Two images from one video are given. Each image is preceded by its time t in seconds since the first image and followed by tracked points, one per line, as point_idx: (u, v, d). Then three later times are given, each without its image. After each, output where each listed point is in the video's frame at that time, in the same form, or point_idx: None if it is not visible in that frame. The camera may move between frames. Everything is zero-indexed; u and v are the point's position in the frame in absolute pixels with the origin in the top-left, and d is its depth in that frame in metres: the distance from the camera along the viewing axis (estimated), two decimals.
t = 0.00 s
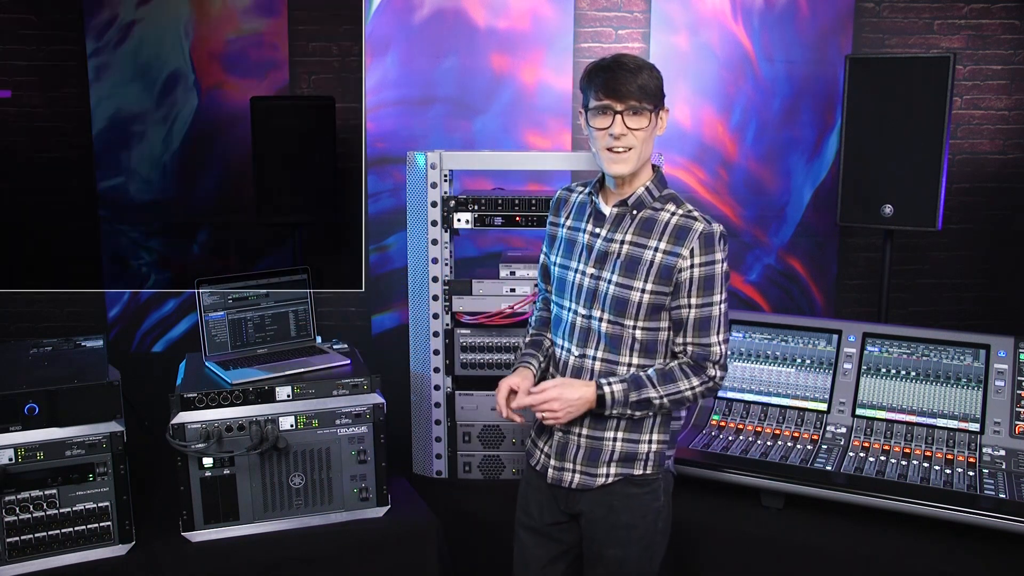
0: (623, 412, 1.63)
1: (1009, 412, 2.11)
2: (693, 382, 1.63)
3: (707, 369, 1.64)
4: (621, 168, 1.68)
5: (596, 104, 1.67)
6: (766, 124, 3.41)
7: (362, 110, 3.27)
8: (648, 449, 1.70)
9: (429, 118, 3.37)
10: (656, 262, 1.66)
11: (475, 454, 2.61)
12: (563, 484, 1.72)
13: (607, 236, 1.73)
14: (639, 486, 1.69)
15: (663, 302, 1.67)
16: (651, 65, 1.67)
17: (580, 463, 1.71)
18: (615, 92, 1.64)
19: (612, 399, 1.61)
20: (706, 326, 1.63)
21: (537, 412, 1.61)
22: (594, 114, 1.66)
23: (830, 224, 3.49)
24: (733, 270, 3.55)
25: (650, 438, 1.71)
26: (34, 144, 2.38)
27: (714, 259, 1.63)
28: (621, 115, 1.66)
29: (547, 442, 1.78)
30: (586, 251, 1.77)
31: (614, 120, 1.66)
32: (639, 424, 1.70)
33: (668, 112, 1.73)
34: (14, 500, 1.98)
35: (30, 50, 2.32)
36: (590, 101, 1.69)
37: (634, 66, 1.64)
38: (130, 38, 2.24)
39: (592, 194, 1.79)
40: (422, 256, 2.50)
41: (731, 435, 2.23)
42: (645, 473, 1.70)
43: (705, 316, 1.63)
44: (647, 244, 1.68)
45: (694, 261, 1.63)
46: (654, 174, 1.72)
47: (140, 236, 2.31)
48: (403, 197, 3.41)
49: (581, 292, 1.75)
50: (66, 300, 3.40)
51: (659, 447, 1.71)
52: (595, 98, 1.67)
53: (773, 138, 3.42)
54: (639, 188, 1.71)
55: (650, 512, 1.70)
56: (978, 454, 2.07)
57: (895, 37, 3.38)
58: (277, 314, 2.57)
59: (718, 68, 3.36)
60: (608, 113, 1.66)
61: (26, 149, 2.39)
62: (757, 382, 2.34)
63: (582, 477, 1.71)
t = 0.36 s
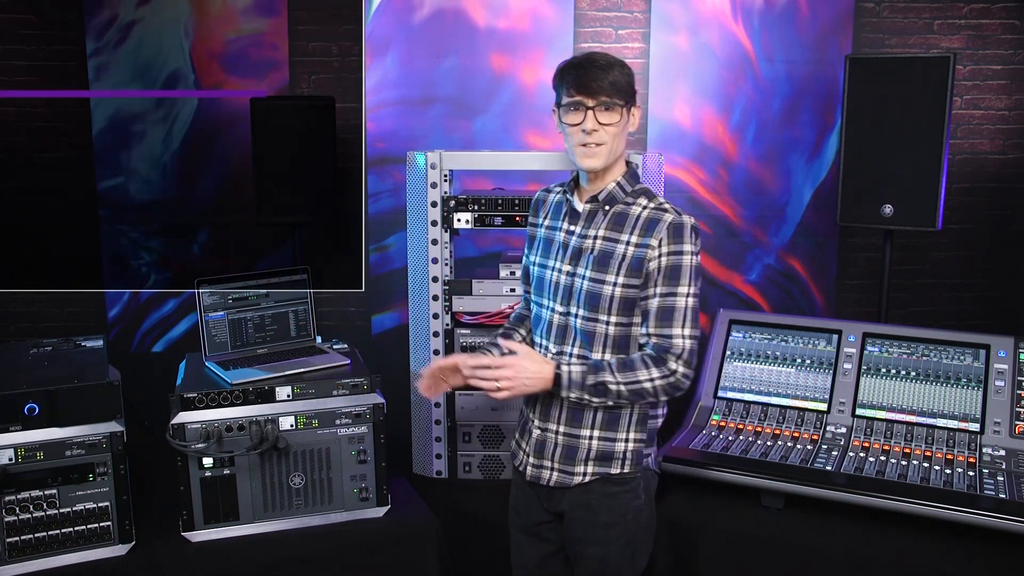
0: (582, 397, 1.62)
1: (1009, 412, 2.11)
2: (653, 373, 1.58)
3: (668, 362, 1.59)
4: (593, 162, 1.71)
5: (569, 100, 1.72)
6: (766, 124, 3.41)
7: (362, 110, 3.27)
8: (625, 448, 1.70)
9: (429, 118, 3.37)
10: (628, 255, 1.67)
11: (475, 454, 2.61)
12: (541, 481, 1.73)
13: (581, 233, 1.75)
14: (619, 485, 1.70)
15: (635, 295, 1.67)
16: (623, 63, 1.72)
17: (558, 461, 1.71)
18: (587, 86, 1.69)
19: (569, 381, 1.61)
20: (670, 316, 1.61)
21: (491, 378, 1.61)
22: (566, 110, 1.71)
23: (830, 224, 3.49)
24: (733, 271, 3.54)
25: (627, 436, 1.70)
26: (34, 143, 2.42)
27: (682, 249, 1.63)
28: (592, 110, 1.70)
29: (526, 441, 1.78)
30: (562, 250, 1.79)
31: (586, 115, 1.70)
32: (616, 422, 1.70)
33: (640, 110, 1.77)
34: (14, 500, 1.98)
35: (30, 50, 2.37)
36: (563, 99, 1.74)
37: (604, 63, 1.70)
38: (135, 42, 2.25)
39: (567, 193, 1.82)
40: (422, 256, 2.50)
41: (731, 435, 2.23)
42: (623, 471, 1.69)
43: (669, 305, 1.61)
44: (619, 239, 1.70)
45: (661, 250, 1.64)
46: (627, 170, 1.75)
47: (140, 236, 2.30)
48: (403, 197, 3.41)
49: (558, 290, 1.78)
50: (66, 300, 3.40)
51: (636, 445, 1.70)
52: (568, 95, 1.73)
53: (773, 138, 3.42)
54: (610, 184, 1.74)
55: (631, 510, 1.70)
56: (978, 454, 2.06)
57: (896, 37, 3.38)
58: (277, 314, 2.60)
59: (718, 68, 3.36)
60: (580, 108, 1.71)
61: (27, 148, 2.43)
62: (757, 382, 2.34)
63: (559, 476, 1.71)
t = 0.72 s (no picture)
0: (506, 361, 1.60)
1: (1009, 412, 2.11)
2: (577, 358, 1.58)
3: (592, 351, 1.59)
4: (548, 165, 1.72)
5: (519, 104, 1.71)
6: (766, 124, 3.41)
7: (362, 111, 3.27)
8: (604, 445, 1.69)
9: (429, 118, 3.37)
10: (581, 254, 1.66)
11: (475, 454, 2.60)
12: (528, 483, 1.72)
13: (541, 235, 1.74)
14: (598, 483, 1.70)
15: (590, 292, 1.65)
16: (570, 64, 1.71)
17: (541, 462, 1.71)
18: (536, 91, 1.69)
19: (499, 342, 1.59)
20: (604, 307, 1.59)
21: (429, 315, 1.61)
22: (516, 114, 1.71)
23: (830, 224, 3.49)
24: (733, 270, 3.54)
25: (605, 433, 1.70)
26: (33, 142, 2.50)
27: (626, 243, 1.61)
28: (542, 112, 1.70)
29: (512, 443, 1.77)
30: (528, 253, 1.78)
31: (537, 118, 1.70)
32: (592, 419, 1.69)
33: (591, 108, 1.77)
34: (14, 500, 1.98)
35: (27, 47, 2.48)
36: (513, 102, 1.73)
37: (551, 65, 1.69)
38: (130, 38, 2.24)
39: (526, 198, 1.82)
40: (422, 256, 2.49)
41: (731, 435, 2.22)
42: (603, 468, 1.69)
43: (605, 297, 1.60)
44: (574, 238, 1.68)
45: (605, 243, 1.63)
46: (583, 169, 1.76)
47: (139, 237, 2.07)
48: (403, 197, 3.41)
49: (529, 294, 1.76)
50: (66, 300, 3.40)
51: (615, 441, 1.70)
52: (518, 99, 1.72)
53: (773, 138, 3.42)
54: (565, 185, 1.74)
55: (609, 508, 1.71)
56: (978, 454, 2.06)
57: (896, 37, 3.38)
58: (277, 314, 2.55)
59: (718, 68, 3.36)
60: (530, 112, 1.70)
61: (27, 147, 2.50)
62: (757, 383, 2.34)
63: (543, 476, 1.71)
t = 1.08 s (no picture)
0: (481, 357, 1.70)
1: (1009, 412, 2.11)
2: (525, 359, 1.59)
3: (538, 352, 1.58)
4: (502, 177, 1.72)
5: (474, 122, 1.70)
6: (766, 124, 3.41)
7: (362, 111, 3.27)
8: (584, 448, 1.68)
9: (429, 118, 3.37)
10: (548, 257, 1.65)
11: (475, 454, 2.60)
12: (513, 482, 1.74)
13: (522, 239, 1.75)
14: (582, 487, 1.69)
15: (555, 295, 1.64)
16: (521, 70, 1.64)
17: (526, 462, 1.72)
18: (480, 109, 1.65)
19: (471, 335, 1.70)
20: (554, 309, 1.58)
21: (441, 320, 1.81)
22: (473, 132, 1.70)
23: (830, 224, 3.49)
24: (733, 271, 3.54)
25: (585, 435, 1.68)
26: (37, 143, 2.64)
27: (580, 245, 1.57)
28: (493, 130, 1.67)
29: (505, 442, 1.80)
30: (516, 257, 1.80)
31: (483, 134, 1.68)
32: (570, 421, 1.68)
33: (553, 107, 1.67)
34: (14, 500, 1.98)
35: (30, 50, 2.64)
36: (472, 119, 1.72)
37: (500, 79, 1.63)
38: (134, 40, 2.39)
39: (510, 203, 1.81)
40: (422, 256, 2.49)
41: (731, 435, 2.22)
42: (583, 471, 1.68)
43: (556, 299, 1.58)
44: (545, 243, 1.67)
45: (562, 245, 1.60)
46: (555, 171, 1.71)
47: (139, 237, 2.45)
48: (403, 197, 3.41)
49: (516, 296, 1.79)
50: (67, 300, 3.40)
51: (595, 444, 1.68)
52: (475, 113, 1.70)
53: (773, 138, 3.42)
54: (537, 190, 1.72)
55: (596, 512, 1.69)
56: (978, 454, 2.06)
57: (896, 37, 3.38)
58: (277, 314, 2.52)
59: (718, 68, 3.36)
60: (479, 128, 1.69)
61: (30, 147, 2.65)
62: (757, 383, 2.34)
63: (529, 477, 1.71)
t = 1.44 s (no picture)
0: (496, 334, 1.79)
1: (1009, 412, 2.11)
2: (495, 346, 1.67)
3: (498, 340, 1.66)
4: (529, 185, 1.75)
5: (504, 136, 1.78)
6: (766, 124, 3.41)
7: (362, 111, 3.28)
8: (562, 454, 1.65)
9: (429, 118, 3.37)
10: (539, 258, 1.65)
11: (475, 454, 2.61)
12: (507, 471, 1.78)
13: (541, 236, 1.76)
14: (566, 496, 1.66)
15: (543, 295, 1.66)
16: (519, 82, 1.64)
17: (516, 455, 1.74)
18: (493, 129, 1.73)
19: (491, 308, 1.77)
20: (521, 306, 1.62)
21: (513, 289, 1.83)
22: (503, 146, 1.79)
23: (830, 224, 3.49)
24: (733, 271, 3.54)
25: (564, 442, 1.65)
26: (37, 143, 2.65)
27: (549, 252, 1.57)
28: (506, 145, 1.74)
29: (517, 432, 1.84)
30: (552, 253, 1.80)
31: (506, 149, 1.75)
32: (552, 425, 1.67)
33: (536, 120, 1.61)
34: (14, 500, 1.98)
35: (30, 50, 2.66)
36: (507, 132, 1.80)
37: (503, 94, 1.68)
38: (134, 41, 2.50)
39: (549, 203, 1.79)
40: (422, 256, 2.49)
41: (731, 435, 2.22)
42: (559, 476, 1.65)
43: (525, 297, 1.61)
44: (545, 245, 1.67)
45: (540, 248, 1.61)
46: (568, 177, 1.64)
47: (140, 236, 2.55)
48: (403, 196, 3.40)
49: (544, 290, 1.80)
50: (67, 300, 3.41)
51: (572, 453, 1.65)
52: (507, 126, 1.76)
53: (773, 138, 3.42)
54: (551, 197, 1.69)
55: (573, 525, 1.66)
56: (978, 454, 2.06)
57: (896, 37, 3.38)
58: (277, 315, 2.51)
59: (718, 68, 3.36)
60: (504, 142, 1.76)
61: (31, 147, 2.66)
62: (757, 383, 2.34)
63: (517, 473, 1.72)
